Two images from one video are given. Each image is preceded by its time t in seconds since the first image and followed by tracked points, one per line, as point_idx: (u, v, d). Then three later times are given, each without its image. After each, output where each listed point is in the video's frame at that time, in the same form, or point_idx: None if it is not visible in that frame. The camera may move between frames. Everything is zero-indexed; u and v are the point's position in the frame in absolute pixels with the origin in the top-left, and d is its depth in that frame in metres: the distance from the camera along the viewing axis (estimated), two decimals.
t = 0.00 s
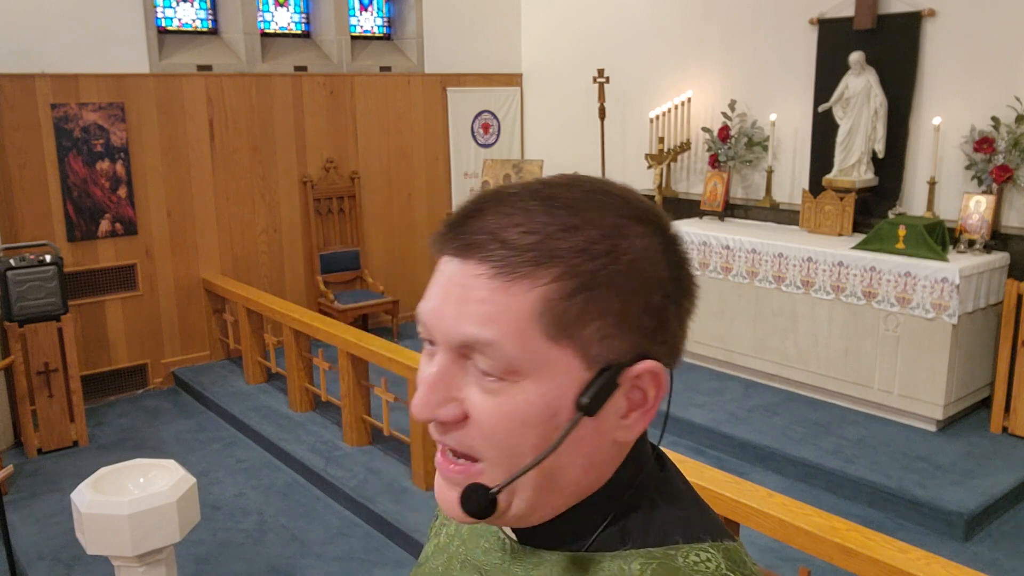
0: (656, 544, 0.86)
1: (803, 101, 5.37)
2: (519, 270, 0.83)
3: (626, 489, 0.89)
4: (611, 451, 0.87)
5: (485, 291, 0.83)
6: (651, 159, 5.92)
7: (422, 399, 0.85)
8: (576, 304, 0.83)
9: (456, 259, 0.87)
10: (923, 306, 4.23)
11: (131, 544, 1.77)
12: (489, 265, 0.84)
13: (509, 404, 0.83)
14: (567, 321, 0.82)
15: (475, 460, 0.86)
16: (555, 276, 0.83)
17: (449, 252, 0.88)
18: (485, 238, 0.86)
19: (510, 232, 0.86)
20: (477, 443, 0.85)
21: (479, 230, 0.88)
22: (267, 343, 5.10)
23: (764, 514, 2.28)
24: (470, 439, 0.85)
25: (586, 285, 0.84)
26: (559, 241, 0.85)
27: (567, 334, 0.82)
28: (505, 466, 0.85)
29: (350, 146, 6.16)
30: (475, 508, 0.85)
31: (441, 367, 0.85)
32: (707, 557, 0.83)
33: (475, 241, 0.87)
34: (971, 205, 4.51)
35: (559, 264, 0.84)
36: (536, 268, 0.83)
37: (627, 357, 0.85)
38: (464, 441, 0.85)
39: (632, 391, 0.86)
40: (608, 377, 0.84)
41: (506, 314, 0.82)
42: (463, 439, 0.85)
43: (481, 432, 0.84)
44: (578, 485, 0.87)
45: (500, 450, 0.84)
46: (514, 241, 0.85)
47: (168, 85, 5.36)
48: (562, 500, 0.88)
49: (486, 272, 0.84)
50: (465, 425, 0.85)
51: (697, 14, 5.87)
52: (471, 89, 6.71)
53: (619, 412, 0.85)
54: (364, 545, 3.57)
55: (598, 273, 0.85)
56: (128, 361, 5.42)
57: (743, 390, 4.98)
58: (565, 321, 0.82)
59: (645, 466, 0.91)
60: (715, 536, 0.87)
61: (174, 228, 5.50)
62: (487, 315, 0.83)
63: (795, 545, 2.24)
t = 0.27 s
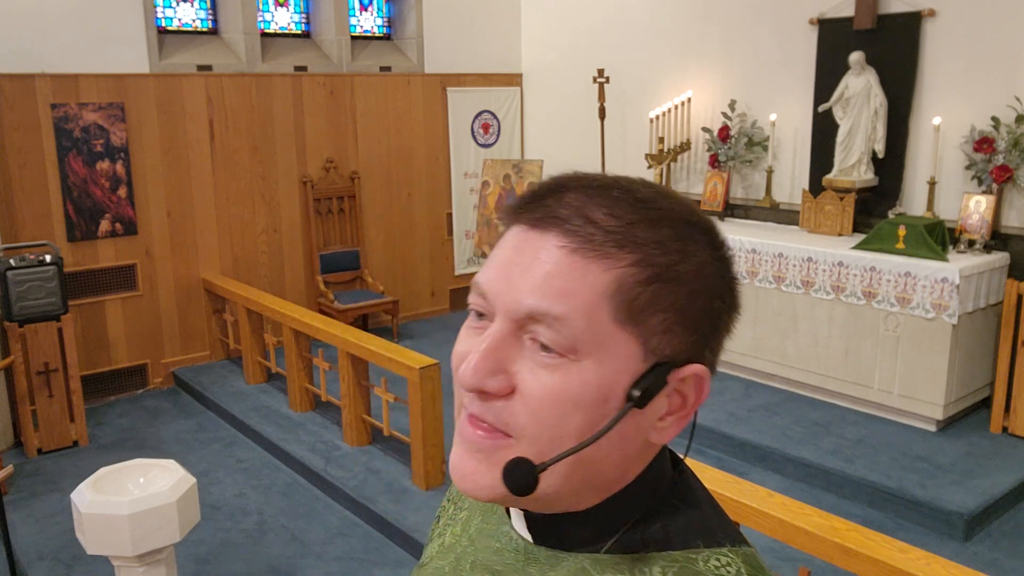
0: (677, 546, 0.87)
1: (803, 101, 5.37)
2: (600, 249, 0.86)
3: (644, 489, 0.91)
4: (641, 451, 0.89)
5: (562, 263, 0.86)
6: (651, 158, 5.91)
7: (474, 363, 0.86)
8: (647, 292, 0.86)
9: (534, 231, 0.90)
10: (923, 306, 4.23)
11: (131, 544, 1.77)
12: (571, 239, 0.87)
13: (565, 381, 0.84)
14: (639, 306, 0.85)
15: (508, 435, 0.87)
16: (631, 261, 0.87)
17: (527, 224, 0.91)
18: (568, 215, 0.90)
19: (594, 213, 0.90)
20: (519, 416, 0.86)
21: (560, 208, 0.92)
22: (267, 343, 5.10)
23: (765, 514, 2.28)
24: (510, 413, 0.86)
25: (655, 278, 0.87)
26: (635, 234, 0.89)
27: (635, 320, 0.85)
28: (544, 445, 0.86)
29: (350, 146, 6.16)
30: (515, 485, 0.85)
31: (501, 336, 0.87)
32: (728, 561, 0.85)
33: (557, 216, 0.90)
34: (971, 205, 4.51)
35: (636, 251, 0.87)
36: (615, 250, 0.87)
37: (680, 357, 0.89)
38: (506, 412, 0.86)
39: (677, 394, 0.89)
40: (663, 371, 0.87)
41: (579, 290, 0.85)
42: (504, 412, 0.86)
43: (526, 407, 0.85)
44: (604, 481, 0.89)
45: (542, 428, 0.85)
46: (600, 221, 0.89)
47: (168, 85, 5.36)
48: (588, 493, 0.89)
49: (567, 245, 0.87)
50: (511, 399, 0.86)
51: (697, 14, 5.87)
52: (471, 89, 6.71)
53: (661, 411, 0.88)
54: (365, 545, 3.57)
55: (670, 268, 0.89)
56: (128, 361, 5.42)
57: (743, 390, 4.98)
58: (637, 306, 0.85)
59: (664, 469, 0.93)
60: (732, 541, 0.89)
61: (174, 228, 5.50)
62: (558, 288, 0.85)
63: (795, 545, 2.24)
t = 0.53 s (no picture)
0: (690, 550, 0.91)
1: (803, 101, 5.37)
2: (604, 252, 0.89)
3: (658, 492, 0.96)
4: (652, 452, 0.93)
5: (566, 267, 0.88)
6: (651, 158, 5.92)
7: (480, 372, 0.89)
8: (651, 294, 0.88)
9: (538, 235, 0.92)
10: (923, 306, 4.23)
11: (131, 544, 1.77)
12: (575, 243, 0.89)
13: (571, 386, 0.87)
14: (644, 307, 0.88)
15: (517, 439, 0.90)
16: (636, 263, 0.89)
17: (529, 229, 0.94)
18: (571, 218, 0.92)
19: (597, 216, 0.92)
20: (527, 421, 0.89)
21: (562, 211, 0.94)
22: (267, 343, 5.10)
23: (765, 514, 2.28)
24: (519, 417, 0.89)
25: (658, 280, 0.90)
26: (637, 237, 0.91)
27: (640, 321, 0.88)
28: (553, 449, 0.88)
29: (350, 146, 6.16)
30: (524, 490, 0.87)
31: (506, 342, 0.89)
32: (740, 565, 0.89)
33: (560, 219, 0.93)
34: (972, 205, 4.51)
35: (641, 252, 0.90)
36: (620, 253, 0.89)
37: (687, 356, 0.92)
38: (514, 417, 0.89)
39: (683, 393, 0.92)
40: (668, 373, 0.89)
41: (583, 294, 0.87)
42: (513, 418, 0.89)
43: (533, 412, 0.88)
44: (615, 484, 0.92)
45: (551, 434, 0.88)
46: (604, 224, 0.91)
47: (168, 85, 5.36)
48: (600, 499, 0.93)
49: (570, 248, 0.89)
50: (519, 404, 0.89)
51: (697, 14, 5.87)
52: (471, 89, 6.72)
53: (668, 413, 0.91)
54: (365, 545, 3.57)
55: (675, 269, 0.91)
56: (128, 361, 5.42)
57: (743, 390, 4.98)
58: (642, 307, 0.88)
59: (678, 477, 0.98)
60: (746, 547, 0.93)
61: (174, 228, 5.50)
62: (563, 293, 0.87)
63: (795, 545, 2.24)
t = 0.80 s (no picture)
0: (690, 545, 0.90)
1: (803, 101, 5.37)
2: (589, 242, 0.91)
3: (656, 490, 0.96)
4: (649, 441, 0.94)
5: (553, 259, 0.90)
6: (651, 158, 5.92)
7: (474, 364, 0.91)
8: (638, 282, 0.91)
9: (524, 229, 0.95)
10: (923, 306, 4.23)
11: (131, 544, 1.77)
12: (560, 235, 0.92)
13: (562, 373, 0.89)
14: (630, 295, 0.90)
15: (513, 430, 0.92)
16: (621, 252, 0.91)
17: (515, 225, 0.96)
18: (557, 211, 0.95)
19: (582, 207, 0.95)
20: (522, 411, 0.91)
21: (549, 205, 0.96)
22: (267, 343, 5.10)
23: (764, 513, 2.28)
24: (514, 408, 0.91)
25: (644, 267, 0.92)
26: (622, 226, 0.93)
27: (628, 309, 0.90)
28: (549, 438, 0.90)
29: (351, 146, 6.16)
30: (520, 475, 0.89)
31: (498, 335, 0.92)
32: (738, 562, 0.87)
33: (546, 213, 0.95)
34: (972, 205, 4.51)
35: (626, 241, 0.92)
36: (605, 242, 0.91)
37: (677, 343, 0.93)
38: (509, 408, 0.91)
39: (677, 381, 0.94)
40: (659, 359, 0.91)
41: (570, 283, 0.89)
42: (508, 409, 0.91)
43: (528, 402, 0.90)
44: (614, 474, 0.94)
45: (546, 422, 0.90)
46: (588, 215, 0.93)
47: (169, 85, 5.36)
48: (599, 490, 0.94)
49: (555, 241, 0.91)
50: (513, 395, 0.91)
51: (697, 14, 5.87)
52: (471, 89, 6.72)
53: (663, 400, 0.93)
54: (365, 545, 3.57)
55: (661, 257, 0.94)
56: (128, 361, 5.42)
57: (743, 390, 4.98)
58: (628, 295, 0.90)
59: (676, 474, 0.98)
60: (746, 544, 0.91)
61: (175, 228, 5.50)
62: (551, 283, 0.89)
63: (795, 545, 2.24)
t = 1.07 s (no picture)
0: (698, 541, 0.97)
1: (804, 101, 5.37)
2: (574, 229, 0.97)
3: (665, 487, 1.02)
4: (645, 426, 0.99)
5: (540, 247, 0.97)
6: (651, 158, 5.91)
7: (470, 351, 0.97)
8: (623, 265, 0.96)
9: (513, 222, 1.01)
10: (923, 306, 4.23)
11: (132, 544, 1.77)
12: (547, 224, 0.98)
13: (554, 354, 0.95)
14: (616, 277, 0.95)
15: (511, 414, 0.97)
16: (606, 237, 0.97)
17: (505, 219, 1.02)
18: (544, 203, 1.01)
19: (567, 198, 1.01)
20: (517, 394, 0.96)
21: (536, 198, 1.03)
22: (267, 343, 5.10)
23: (764, 513, 2.27)
24: (510, 392, 0.96)
25: (631, 252, 0.98)
26: (607, 214, 0.99)
27: (615, 290, 0.95)
28: (545, 419, 0.95)
29: (350, 146, 6.16)
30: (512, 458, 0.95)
31: (491, 323, 0.98)
32: (746, 555, 0.94)
33: (535, 205, 1.01)
34: (972, 205, 4.51)
35: (610, 227, 0.98)
36: (589, 229, 0.97)
37: (666, 325, 0.98)
38: (505, 392, 0.96)
39: (668, 365, 0.99)
40: (648, 340, 0.96)
41: (559, 268, 0.95)
42: (504, 393, 0.96)
43: (522, 385, 0.96)
44: (610, 457, 0.99)
45: (541, 404, 0.95)
46: (573, 205, 1.00)
47: (169, 85, 5.36)
48: (599, 476, 1.01)
49: (543, 230, 0.98)
50: (508, 379, 0.96)
51: (697, 14, 5.87)
52: (471, 89, 6.72)
53: (655, 383, 0.98)
54: (365, 545, 3.57)
55: (645, 242, 0.99)
56: (128, 361, 5.42)
57: (743, 390, 4.98)
58: (614, 278, 0.95)
59: (680, 470, 1.04)
60: (750, 536, 0.99)
61: (175, 227, 5.50)
62: (540, 269, 0.96)
63: (796, 546, 2.24)
